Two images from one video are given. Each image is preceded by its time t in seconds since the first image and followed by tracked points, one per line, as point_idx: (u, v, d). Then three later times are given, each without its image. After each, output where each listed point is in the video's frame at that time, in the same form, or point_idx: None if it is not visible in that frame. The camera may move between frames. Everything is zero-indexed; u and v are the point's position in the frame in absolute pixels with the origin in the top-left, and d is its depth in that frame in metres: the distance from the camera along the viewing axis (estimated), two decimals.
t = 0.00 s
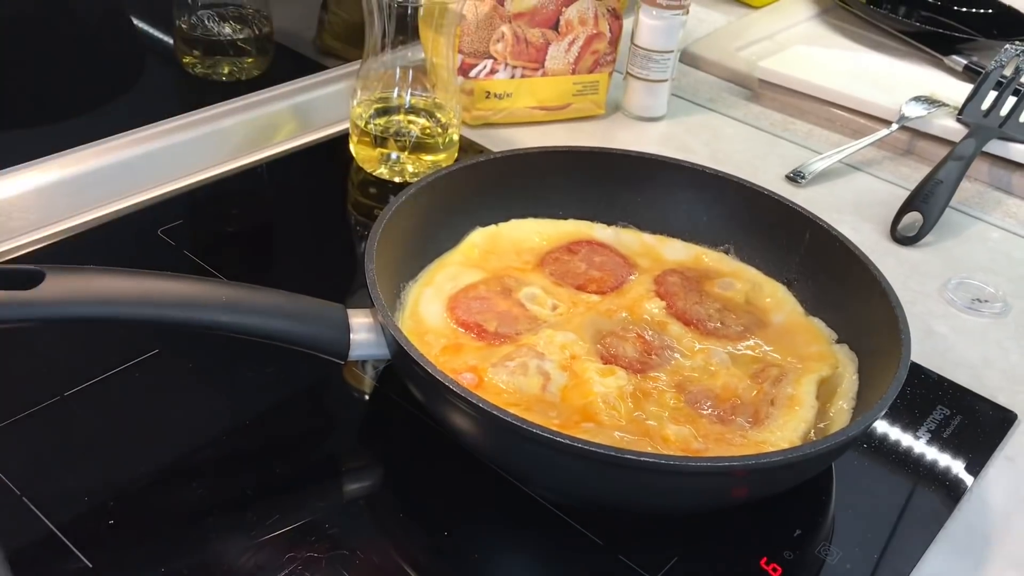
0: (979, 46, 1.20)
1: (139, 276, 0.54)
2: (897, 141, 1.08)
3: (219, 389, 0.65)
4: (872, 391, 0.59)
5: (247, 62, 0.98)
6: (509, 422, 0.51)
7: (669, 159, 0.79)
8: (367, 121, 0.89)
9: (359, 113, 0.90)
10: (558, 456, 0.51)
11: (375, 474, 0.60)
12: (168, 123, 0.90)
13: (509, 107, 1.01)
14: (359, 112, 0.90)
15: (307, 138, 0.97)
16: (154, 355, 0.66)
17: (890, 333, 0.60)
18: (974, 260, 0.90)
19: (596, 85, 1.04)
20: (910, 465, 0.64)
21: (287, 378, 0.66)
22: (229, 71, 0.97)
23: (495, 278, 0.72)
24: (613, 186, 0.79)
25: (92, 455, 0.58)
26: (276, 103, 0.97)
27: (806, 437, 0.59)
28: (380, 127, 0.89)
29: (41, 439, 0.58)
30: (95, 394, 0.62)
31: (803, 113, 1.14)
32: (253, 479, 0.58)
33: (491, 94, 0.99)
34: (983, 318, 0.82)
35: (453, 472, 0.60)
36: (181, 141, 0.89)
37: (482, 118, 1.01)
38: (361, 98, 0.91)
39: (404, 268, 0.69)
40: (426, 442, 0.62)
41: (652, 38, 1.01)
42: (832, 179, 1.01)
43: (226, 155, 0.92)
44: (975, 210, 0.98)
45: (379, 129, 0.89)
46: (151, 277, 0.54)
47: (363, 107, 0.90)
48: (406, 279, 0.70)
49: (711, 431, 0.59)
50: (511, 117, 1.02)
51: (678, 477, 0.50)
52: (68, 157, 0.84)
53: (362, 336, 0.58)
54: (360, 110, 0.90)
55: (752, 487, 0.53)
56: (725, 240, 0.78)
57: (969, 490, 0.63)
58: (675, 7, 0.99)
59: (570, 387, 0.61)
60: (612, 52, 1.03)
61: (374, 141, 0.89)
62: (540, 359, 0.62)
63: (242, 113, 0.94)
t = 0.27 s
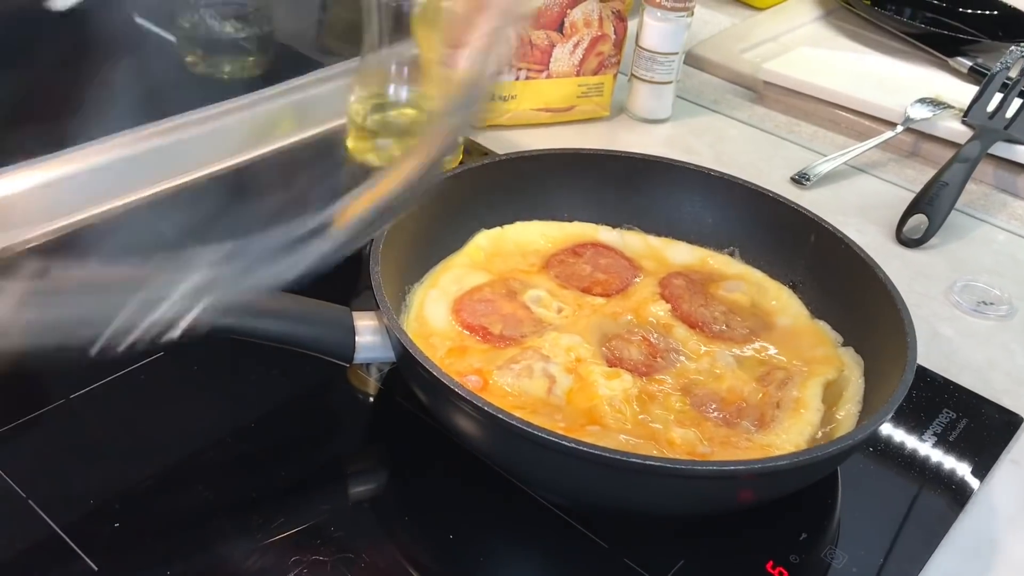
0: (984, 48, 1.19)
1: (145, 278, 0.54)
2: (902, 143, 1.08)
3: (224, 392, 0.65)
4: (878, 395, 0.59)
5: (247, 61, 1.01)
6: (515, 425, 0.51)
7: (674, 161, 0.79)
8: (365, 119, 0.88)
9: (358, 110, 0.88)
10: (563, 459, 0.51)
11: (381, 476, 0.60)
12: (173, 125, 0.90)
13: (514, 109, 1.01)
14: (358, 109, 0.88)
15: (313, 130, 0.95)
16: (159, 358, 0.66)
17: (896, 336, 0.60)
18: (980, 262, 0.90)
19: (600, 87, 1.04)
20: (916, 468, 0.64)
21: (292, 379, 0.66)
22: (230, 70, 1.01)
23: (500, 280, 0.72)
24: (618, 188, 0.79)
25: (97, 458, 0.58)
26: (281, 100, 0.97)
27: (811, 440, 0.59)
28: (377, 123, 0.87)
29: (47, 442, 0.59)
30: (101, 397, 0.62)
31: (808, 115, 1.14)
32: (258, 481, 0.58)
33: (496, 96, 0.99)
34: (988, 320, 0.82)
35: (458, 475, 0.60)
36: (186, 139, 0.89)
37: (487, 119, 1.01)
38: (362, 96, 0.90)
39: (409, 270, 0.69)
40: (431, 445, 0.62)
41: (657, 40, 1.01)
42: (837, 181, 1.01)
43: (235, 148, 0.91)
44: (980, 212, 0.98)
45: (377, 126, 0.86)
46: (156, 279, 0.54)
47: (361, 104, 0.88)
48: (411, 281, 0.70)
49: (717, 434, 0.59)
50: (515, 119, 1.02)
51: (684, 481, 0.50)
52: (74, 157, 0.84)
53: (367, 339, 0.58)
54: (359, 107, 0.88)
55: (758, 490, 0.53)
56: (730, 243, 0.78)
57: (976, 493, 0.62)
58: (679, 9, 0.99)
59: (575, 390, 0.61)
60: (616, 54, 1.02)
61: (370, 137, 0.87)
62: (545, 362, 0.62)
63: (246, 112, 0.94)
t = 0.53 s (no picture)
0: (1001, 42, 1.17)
1: (151, 282, 0.53)
2: (918, 139, 1.06)
3: (233, 396, 0.64)
4: (901, 397, 0.58)
5: (258, 63, 0.98)
6: (530, 431, 0.50)
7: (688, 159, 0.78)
8: (380, 122, 0.88)
9: (374, 114, 0.89)
10: (580, 465, 0.50)
11: (392, 483, 0.58)
12: (180, 126, 0.89)
13: (524, 108, 1.00)
14: (373, 113, 0.89)
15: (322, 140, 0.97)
16: (167, 362, 0.65)
17: (919, 337, 0.59)
18: (1000, 260, 0.88)
19: (612, 84, 1.02)
20: (940, 472, 0.62)
21: (302, 383, 0.65)
22: (242, 72, 0.97)
23: (513, 281, 0.71)
24: (632, 187, 0.78)
25: (104, 465, 0.57)
26: (289, 106, 0.95)
27: (833, 444, 0.58)
28: (394, 128, 0.88)
29: (53, 448, 0.58)
30: (108, 403, 0.62)
31: (823, 111, 1.12)
32: (268, 488, 0.57)
33: (506, 94, 0.98)
34: (1010, 319, 0.80)
35: (471, 481, 0.59)
36: (194, 146, 0.88)
37: (497, 118, 1.00)
38: (375, 98, 0.90)
39: (420, 271, 0.68)
40: (444, 450, 0.61)
41: (670, 36, 1.00)
42: (853, 178, 0.99)
43: (235, 160, 0.92)
44: (999, 209, 0.96)
45: (394, 131, 0.88)
46: (163, 283, 0.53)
47: (377, 109, 0.89)
48: (422, 283, 0.69)
49: (736, 438, 0.57)
50: (525, 117, 1.01)
51: (704, 487, 0.49)
52: (82, 159, 0.82)
53: (378, 343, 0.57)
54: (374, 111, 0.89)
55: (780, 496, 0.51)
56: (746, 242, 0.77)
57: (1002, 497, 0.61)
58: (692, 5, 0.97)
59: (590, 393, 0.59)
60: (628, 51, 1.01)
61: (388, 142, 0.88)
62: (560, 365, 0.61)
63: (255, 116, 0.93)
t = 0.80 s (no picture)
0: (1001, 26, 1.16)
1: (133, 272, 0.52)
2: (918, 124, 1.05)
3: (221, 390, 0.63)
4: (899, 384, 0.57)
5: (247, 53, 0.98)
6: (519, 421, 0.49)
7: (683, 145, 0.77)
8: (371, 111, 0.87)
9: (364, 102, 0.88)
10: (571, 455, 0.49)
11: (382, 475, 0.58)
12: (169, 116, 0.88)
13: (518, 96, 0.98)
14: (363, 102, 0.88)
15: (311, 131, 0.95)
16: (154, 355, 0.65)
17: (917, 323, 0.58)
18: (1000, 246, 0.87)
19: (607, 71, 1.01)
20: (939, 460, 0.61)
21: (291, 375, 0.64)
22: (232, 63, 0.97)
23: (505, 270, 0.70)
24: (625, 174, 0.77)
25: (88, 459, 0.56)
26: (278, 95, 0.94)
27: (829, 433, 0.57)
28: (384, 116, 0.87)
29: (37, 443, 0.57)
30: (93, 396, 0.61)
31: (821, 97, 1.11)
32: (255, 482, 0.56)
33: (499, 82, 0.96)
34: (1011, 306, 0.79)
35: (462, 474, 0.58)
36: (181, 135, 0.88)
37: (490, 106, 0.99)
38: (365, 87, 0.89)
39: (410, 261, 0.67)
40: (436, 443, 0.60)
41: (665, 22, 0.99)
42: (852, 165, 0.98)
43: (227, 149, 0.90)
44: (1000, 194, 0.95)
45: (384, 119, 0.87)
46: (145, 273, 0.52)
47: (367, 97, 0.88)
48: (412, 273, 0.68)
49: (731, 428, 0.56)
50: (519, 106, 1.00)
51: (697, 477, 0.48)
52: (70, 151, 0.82)
53: (365, 333, 0.56)
54: (364, 99, 0.88)
55: (775, 486, 0.50)
56: (742, 229, 0.75)
57: (1002, 486, 0.60)
58: None
59: (582, 383, 0.58)
60: (623, 37, 1.00)
61: (379, 131, 0.87)
62: (551, 354, 0.60)
63: (243, 106, 0.92)
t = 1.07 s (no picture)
0: (997, 16, 1.15)
1: (118, 265, 0.51)
2: (913, 115, 1.04)
3: (210, 383, 0.62)
4: (890, 374, 0.57)
5: (240, 46, 0.97)
6: (508, 413, 0.48)
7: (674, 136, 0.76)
8: (362, 104, 0.87)
9: (355, 95, 0.88)
10: (560, 447, 0.49)
11: (372, 468, 0.57)
12: (159, 109, 0.87)
13: (511, 88, 0.98)
14: (354, 94, 0.87)
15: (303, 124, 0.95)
16: (142, 348, 0.64)
17: (909, 313, 0.57)
18: (995, 236, 0.87)
19: (600, 63, 1.01)
20: (931, 450, 0.61)
21: (281, 369, 0.64)
22: (224, 56, 0.97)
23: (495, 262, 0.70)
24: (617, 166, 0.77)
25: (76, 453, 0.56)
26: (266, 88, 0.94)
27: (820, 424, 0.57)
28: (375, 109, 0.87)
29: (24, 437, 0.57)
30: (81, 390, 0.60)
31: (816, 88, 1.11)
32: (244, 476, 0.56)
33: (491, 74, 0.96)
34: (1005, 296, 0.79)
35: (453, 466, 0.58)
36: (171, 128, 0.87)
37: (483, 99, 0.98)
38: (357, 79, 0.89)
39: (400, 254, 0.67)
40: (426, 436, 0.60)
41: (658, 13, 0.98)
42: (845, 155, 0.98)
43: (218, 142, 0.90)
44: (995, 185, 0.94)
45: (375, 112, 0.86)
46: (130, 266, 0.52)
47: (358, 89, 0.88)
48: (402, 266, 0.68)
49: (721, 419, 0.56)
50: (512, 98, 0.99)
51: (686, 468, 0.48)
52: (56, 145, 0.82)
53: (353, 326, 0.56)
54: (355, 92, 0.88)
55: (765, 476, 0.50)
56: (734, 220, 0.75)
57: (994, 476, 0.60)
58: None
59: (573, 374, 0.58)
60: (616, 28, 0.99)
61: (370, 124, 0.87)
62: (541, 346, 0.60)
63: (232, 99, 0.92)
